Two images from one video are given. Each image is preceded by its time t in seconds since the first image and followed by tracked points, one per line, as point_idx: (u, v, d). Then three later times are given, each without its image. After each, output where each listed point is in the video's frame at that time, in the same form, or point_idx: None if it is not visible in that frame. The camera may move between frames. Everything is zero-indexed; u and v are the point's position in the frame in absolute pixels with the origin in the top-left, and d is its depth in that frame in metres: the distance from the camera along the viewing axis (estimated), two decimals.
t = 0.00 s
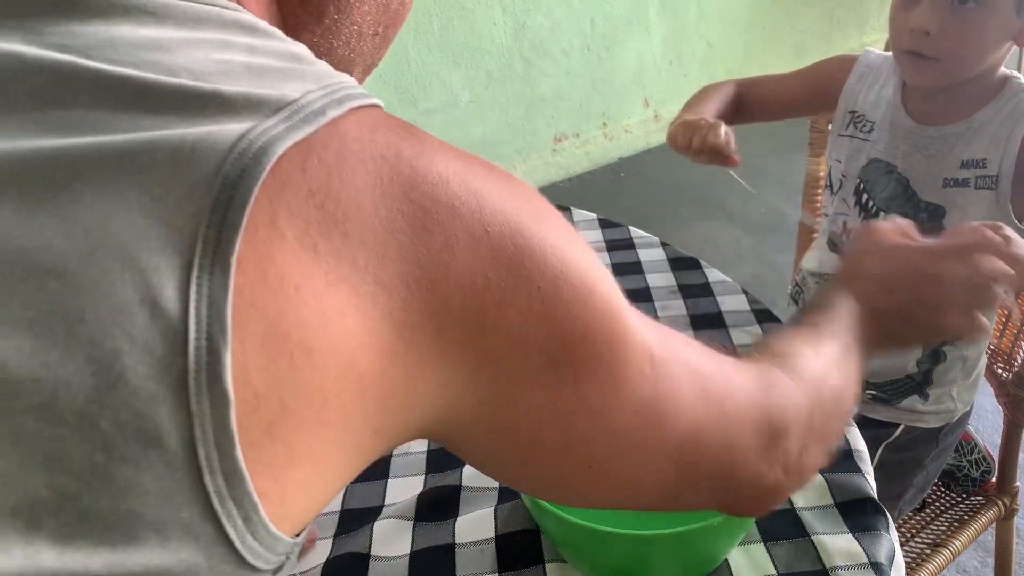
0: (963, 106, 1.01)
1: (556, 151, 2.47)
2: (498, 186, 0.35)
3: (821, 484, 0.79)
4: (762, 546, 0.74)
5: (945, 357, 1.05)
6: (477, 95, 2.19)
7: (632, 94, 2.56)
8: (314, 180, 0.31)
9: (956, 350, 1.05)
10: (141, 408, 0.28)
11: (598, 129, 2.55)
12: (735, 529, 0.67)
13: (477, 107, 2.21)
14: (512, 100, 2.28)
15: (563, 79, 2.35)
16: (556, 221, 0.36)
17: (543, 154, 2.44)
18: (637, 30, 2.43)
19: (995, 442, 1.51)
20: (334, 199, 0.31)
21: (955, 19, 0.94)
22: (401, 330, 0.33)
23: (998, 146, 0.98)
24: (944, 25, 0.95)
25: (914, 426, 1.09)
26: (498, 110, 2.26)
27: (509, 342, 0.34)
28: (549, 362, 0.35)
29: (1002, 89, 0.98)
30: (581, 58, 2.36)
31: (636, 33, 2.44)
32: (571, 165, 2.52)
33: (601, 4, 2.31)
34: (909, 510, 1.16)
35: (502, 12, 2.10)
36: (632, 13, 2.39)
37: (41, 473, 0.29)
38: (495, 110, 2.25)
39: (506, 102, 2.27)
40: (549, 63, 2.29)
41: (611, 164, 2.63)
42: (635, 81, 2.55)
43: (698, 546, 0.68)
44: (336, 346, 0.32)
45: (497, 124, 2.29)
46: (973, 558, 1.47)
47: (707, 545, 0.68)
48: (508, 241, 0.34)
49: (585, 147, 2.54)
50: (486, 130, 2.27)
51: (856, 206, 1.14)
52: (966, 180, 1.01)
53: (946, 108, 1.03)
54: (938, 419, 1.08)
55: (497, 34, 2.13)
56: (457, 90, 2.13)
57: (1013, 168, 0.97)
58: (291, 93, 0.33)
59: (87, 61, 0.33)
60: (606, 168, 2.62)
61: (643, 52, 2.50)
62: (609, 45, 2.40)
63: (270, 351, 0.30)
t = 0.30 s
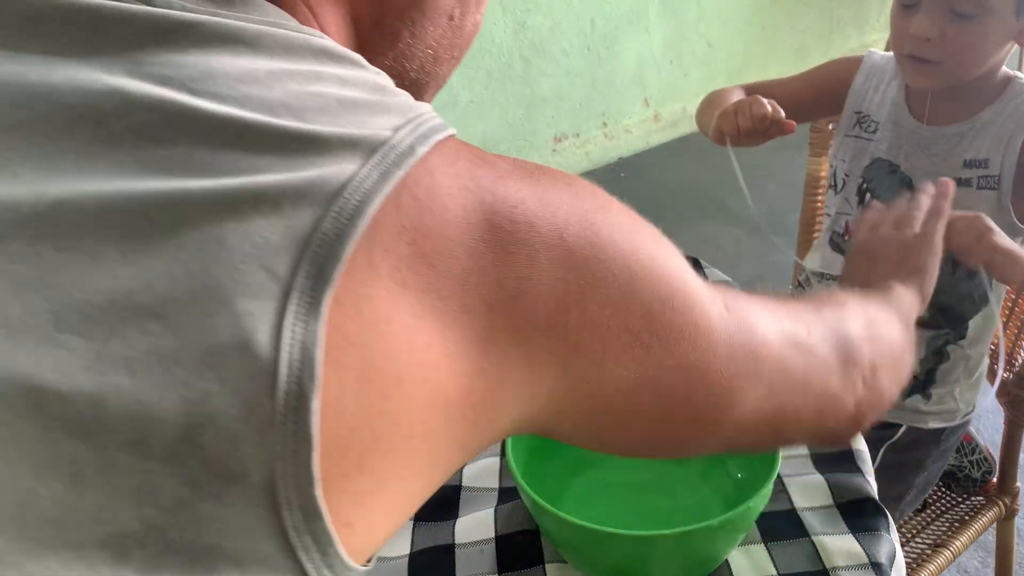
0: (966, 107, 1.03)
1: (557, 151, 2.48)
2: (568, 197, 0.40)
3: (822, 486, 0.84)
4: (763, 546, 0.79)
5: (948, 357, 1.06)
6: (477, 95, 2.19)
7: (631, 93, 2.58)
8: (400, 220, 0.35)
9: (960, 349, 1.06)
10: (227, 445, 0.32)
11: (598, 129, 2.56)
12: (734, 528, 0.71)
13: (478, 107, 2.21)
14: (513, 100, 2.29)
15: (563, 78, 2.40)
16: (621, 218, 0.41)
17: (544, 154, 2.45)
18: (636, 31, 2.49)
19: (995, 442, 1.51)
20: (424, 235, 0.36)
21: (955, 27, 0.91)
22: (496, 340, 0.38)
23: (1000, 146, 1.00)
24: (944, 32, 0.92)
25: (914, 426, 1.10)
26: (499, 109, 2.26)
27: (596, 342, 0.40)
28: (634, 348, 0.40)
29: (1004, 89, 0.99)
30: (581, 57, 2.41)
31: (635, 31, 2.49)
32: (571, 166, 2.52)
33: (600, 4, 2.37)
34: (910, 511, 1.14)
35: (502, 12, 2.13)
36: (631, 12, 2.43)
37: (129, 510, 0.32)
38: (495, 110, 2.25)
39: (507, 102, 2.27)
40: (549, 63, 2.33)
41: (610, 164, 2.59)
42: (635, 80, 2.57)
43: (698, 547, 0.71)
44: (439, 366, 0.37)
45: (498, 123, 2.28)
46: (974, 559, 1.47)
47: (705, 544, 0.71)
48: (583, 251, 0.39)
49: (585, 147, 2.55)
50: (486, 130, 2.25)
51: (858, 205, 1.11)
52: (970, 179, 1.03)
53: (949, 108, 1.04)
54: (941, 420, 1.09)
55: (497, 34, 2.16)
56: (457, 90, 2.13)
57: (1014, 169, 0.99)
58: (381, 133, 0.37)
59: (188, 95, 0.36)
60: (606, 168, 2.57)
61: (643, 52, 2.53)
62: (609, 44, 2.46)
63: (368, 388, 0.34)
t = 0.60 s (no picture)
0: (971, 108, 0.99)
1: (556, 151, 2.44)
2: (560, 199, 0.42)
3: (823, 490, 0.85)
4: (764, 546, 0.81)
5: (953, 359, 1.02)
6: (477, 94, 2.17)
7: (632, 92, 2.54)
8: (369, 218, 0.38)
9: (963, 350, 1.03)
10: (183, 463, 0.33)
11: (598, 128, 2.52)
12: (733, 530, 0.70)
13: (476, 108, 2.19)
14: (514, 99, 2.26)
15: (562, 78, 2.34)
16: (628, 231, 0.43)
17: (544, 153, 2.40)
18: (636, 29, 2.42)
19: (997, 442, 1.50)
20: (399, 240, 0.38)
21: (964, 27, 0.91)
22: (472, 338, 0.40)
23: (1004, 148, 0.97)
24: (953, 32, 0.92)
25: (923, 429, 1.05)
26: (499, 110, 2.24)
27: (578, 342, 0.41)
28: (625, 369, 0.42)
29: (1008, 91, 0.97)
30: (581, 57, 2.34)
31: (635, 33, 2.43)
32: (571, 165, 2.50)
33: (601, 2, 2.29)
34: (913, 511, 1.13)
35: (503, 11, 2.09)
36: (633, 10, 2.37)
37: (84, 534, 0.33)
38: (496, 110, 2.23)
39: (508, 101, 2.25)
40: (548, 61, 2.27)
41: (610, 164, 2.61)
42: (636, 79, 2.53)
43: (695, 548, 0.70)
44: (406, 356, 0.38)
45: (499, 124, 2.26)
46: (975, 558, 1.45)
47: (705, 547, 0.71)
48: (572, 266, 0.40)
49: (585, 147, 2.51)
50: (486, 130, 2.23)
51: (861, 210, 1.10)
52: (972, 182, 1.00)
53: (951, 109, 1.01)
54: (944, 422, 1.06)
55: (497, 32, 2.12)
56: (457, 89, 2.11)
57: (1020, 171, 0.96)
58: (357, 128, 0.40)
59: (156, 91, 0.39)
60: (606, 168, 2.59)
61: (644, 53, 2.48)
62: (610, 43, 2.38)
63: (330, 382, 0.36)
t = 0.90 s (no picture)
0: (967, 109, 0.99)
1: (556, 151, 2.45)
2: (492, 245, 0.29)
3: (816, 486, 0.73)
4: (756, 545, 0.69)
5: (951, 361, 1.01)
6: (477, 95, 2.19)
7: (633, 91, 2.52)
8: (100, 175, 0.24)
9: (962, 352, 1.01)
10: None
11: (598, 128, 2.51)
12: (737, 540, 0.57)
13: (476, 105, 2.20)
14: (513, 99, 2.26)
15: (563, 77, 2.33)
16: (491, 267, 0.28)
17: (543, 152, 2.42)
18: (636, 29, 2.41)
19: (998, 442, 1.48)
20: (135, 201, 0.24)
21: (965, 26, 0.94)
22: (279, 394, 0.26)
23: (1000, 148, 0.95)
24: (953, 30, 0.94)
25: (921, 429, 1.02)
26: (498, 109, 2.25)
27: (381, 419, 0.27)
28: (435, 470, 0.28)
29: (1003, 91, 0.96)
30: (581, 56, 2.34)
31: (635, 32, 2.42)
32: (571, 165, 2.49)
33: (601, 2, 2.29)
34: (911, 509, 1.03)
35: (502, 10, 2.10)
36: (633, 11, 2.37)
37: None
38: (495, 109, 2.24)
39: (507, 101, 2.25)
40: (548, 61, 2.27)
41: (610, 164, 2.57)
42: (636, 79, 2.52)
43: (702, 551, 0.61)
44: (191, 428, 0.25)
45: (497, 123, 2.27)
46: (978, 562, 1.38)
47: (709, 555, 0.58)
48: (393, 307, 0.26)
49: (585, 146, 2.51)
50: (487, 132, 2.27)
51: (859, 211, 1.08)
52: (968, 183, 0.98)
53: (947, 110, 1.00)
54: (944, 423, 1.03)
55: (496, 33, 2.13)
56: (457, 88, 2.13)
57: (1014, 172, 0.94)
58: (104, 46, 0.27)
59: None
60: (606, 168, 2.57)
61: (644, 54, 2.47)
62: (609, 43, 2.37)
63: (47, 463, 0.23)
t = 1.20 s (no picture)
0: (963, 110, 0.92)
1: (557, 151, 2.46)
2: (119, 193, 0.19)
3: (823, 487, 0.63)
4: (764, 548, 0.59)
5: (952, 360, 0.95)
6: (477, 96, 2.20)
7: (632, 92, 2.54)
8: None
9: (963, 351, 0.95)
10: None
11: (598, 129, 2.53)
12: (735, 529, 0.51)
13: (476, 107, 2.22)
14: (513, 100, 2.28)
15: (562, 78, 2.35)
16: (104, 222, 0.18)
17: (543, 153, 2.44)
18: (636, 30, 2.44)
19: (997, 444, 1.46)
20: None
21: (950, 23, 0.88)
22: None
23: (999, 152, 0.89)
24: (937, 28, 0.88)
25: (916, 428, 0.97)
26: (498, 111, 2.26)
27: None
28: None
29: (1000, 93, 0.90)
30: (581, 57, 2.36)
31: (634, 33, 2.45)
32: (570, 165, 2.51)
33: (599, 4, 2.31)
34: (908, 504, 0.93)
35: (501, 11, 2.12)
36: (632, 13, 2.40)
37: None
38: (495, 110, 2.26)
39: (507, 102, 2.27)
40: (548, 62, 2.29)
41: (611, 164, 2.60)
42: (635, 80, 2.54)
43: (691, 550, 0.50)
44: None
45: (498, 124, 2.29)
46: (974, 557, 1.33)
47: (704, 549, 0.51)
48: None
49: (585, 146, 2.52)
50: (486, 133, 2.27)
51: (858, 212, 1.00)
52: (963, 189, 0.92)
53: (941, 114, 0.93)
54: (943, 421, 0.96)
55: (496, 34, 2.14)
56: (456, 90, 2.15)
57: (1013, 179, 0.88)
58: None
59: None
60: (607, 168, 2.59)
61: (643, 55, 2.50)
62: (609, 44, 2.40)
63: None
